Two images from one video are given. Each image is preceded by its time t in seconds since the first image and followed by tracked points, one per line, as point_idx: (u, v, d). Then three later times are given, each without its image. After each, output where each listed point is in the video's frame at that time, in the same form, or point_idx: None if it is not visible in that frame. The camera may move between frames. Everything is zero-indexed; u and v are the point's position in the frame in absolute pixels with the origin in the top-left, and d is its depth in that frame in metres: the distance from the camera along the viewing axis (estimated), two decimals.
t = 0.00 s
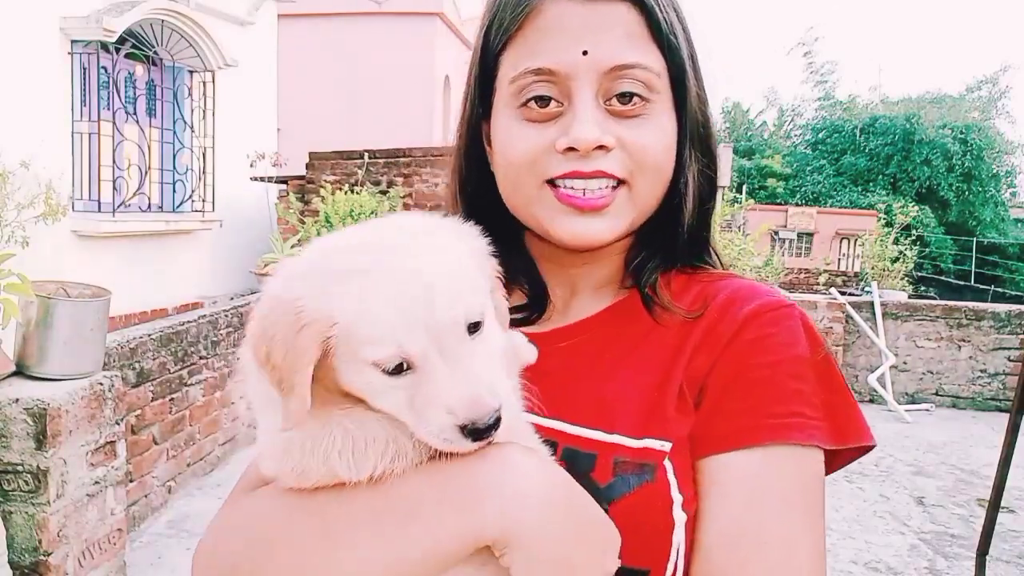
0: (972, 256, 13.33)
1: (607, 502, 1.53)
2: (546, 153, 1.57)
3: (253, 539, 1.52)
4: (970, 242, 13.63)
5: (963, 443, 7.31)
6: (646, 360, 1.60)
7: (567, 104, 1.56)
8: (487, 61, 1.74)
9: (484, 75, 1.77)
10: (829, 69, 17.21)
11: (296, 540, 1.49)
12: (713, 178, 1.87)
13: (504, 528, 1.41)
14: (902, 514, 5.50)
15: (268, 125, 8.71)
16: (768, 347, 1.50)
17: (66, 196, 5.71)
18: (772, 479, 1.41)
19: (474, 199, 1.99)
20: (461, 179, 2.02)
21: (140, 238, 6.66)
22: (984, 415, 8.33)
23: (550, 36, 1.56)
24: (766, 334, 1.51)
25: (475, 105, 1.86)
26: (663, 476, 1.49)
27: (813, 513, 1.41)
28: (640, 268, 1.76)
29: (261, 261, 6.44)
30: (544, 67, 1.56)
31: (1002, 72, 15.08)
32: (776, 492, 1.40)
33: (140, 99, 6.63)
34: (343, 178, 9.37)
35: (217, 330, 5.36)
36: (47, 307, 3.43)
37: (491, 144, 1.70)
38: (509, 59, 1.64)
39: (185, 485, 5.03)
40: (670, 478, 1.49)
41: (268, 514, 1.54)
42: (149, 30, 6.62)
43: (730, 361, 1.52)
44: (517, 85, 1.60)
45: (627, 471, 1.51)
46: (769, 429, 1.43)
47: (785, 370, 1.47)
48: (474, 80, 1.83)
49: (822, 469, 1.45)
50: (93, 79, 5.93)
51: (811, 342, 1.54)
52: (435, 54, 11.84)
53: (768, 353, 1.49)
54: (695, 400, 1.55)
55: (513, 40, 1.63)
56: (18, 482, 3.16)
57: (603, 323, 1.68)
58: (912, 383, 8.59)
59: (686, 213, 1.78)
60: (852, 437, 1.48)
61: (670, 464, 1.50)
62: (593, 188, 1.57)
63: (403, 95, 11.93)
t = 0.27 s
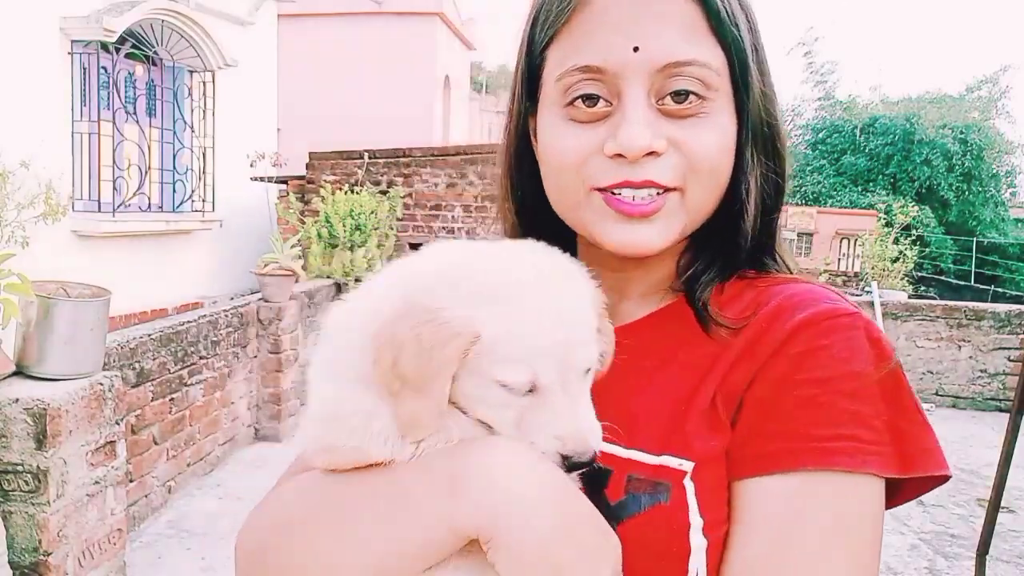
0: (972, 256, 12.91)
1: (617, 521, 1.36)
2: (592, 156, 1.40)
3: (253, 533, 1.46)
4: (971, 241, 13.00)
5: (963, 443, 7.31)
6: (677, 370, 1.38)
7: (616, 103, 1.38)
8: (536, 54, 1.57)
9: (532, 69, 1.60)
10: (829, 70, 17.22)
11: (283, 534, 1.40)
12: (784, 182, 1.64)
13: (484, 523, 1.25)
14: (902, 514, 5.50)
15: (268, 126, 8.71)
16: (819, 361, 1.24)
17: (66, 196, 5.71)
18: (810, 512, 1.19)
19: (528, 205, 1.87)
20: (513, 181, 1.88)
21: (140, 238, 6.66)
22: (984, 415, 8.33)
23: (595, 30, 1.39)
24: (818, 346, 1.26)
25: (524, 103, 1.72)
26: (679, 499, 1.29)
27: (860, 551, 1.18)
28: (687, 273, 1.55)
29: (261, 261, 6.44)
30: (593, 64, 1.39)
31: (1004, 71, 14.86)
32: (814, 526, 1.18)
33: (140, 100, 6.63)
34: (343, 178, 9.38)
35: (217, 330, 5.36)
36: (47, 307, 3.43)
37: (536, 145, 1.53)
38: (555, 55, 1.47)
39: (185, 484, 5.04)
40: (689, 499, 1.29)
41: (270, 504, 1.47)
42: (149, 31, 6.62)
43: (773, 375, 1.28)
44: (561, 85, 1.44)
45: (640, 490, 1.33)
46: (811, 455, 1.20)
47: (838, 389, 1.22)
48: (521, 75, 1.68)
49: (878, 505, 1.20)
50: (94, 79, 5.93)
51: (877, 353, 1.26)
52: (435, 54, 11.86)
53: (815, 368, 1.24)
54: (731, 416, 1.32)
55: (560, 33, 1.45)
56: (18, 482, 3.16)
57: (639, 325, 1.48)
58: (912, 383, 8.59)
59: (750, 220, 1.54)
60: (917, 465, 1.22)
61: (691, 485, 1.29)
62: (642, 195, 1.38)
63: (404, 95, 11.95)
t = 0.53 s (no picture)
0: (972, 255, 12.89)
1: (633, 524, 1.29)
2: (616, 176, 1.35)
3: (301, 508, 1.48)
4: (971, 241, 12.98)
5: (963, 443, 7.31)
6: (705, 380, 1.35)
7: (639, 120, 1.32)
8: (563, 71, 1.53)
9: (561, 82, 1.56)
10: (829, 69, 17.22)
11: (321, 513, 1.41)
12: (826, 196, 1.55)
13: (500, 520, 1.21)
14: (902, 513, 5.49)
15: (268, 126, 8.71)
16: (841, 359, 1.17)
17: (66, 196, 5.71)
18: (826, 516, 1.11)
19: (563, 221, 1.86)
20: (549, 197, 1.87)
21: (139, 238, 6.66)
22: (984, 415, 8.32)
23: (617, 45, 1.33)
24: (841, 344, 1.19)
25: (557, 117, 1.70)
26: (695, 500, 1.24)
27: (883, 560, 1.08)
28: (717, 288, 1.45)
29: (261, 261, 6.43)
30: (615, 81, 1.33)
31: (1004, 71, 14.82)
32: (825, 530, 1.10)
33: (140, 100, 6.62)
34: (343, 178, 9.37)
35: (218, 330, 5.35)
36: (47, 307, 3.43)
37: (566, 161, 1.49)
38: (579, 71, 1.42)
39: (185, 484, 5.03)
40: (706, 501, 1.23)
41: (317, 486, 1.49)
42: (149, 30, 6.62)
43: (792, 375, 1.22)
44: (584, 102, 1.39)
45: (660, 492, 1.29)
46: (825, 455, 1.13)
47: (859, 387, 1.14)
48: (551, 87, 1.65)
49: (910, 508, 1.11)
50: (93, 79, 5.93)
51: (907, 351, 1.17)
52: (435, 55, 11.86)
53: (833, 366, 1.18)
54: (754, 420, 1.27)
55: (584, 48, 1.40)
56: (18, 482, 3.16)
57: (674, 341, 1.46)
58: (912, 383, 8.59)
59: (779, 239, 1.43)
60: (946, 470, 1.12)
61: (709, 487, 1.24)
62: (668, 218, 1.33)
63: (404, 95, 11.95)
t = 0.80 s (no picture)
0: (972, 255, 12.92)
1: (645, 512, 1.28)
2: (615, 184, 1.36)
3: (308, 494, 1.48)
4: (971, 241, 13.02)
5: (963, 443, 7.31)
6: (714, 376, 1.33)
7: (636, 127, 1.33)
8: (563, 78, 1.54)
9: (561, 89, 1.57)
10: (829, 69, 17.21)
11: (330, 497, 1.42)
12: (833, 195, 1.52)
13: (496, 488, 1.21)
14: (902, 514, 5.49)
15: (268, 126, 8.71)
16: (855, 348, 1.15)
17: (66, 196, 5.70)
18: (848, 504, 1.09)
19: (571, 223, 1.85)
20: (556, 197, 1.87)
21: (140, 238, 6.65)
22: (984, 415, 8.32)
23: (609, 54, 1.33)
24: (855, 332, 1.17)
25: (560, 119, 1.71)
26: (710, 490, 1.21)
27: (908, 545, 1.06)
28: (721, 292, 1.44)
29: (261, 261, 6.42)
30: (609, 89, 1.33)
31: (1004, 71, 14.79)
32: (849, 517, 1.08)
33: (140, 100, 6.62)
34: (343, 178, 9.36)
35: (218, 330, 5.35)
36: (47, 307, 3.43)
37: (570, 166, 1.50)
38: (577, 77, 1.42)
39: (185, 484, 5.03)
40: (718, 492, 1.20)
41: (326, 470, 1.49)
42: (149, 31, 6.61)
43: (805, 365, 1.19)
44: (582, 109, 1.40)
45: (672, 482, 1.27)
46: (845, 444, 1.10)
47: (876, 375, 1.12)
48: (554, 93, 1.65)
49: (933, 498, 1.08)
50: (93, 79, 5.93)
51: (921, 336, 1.15)
52: (435, 55, 11.86)
53: (847, 354, 1.16)
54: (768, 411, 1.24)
55: (581, 55, 1.40)
56: (18, 482, 3.16)
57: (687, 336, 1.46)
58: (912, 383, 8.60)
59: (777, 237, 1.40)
60: (969, 453, 1.09)
61: (722, 478, 1.21)
62: (666, 222, 1.34)
63: (404, 95, 11.95)
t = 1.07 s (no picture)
0: (972, 255, 12.98)
1: (654, 498, 1.27)
2: (606, 184, 1.36)
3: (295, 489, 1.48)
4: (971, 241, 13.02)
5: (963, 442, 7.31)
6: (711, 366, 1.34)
7: (629, 132, 1.33)
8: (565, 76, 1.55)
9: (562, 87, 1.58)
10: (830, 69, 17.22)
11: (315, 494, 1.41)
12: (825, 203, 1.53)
13: (482, 486, 1.20)
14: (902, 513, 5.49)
15: (268, 126, 8.71)
16: (852, 332, 1.19)
17: (66, 196, 5.70)
18: (856, 482, 1.11)
19: (570, 226, 1.86)
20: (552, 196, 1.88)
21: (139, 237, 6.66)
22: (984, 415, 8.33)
23: (608, 56, 1.34)
24: (849, 317, 1.21)
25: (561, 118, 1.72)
26: (717, 474, 1.22)
27: (912, 520, 1.09)
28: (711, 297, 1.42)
29: (261, 261, 6.42)
30: (606, 93, 1.34)
31: (1004, 71, 14.77)
32: (858, 494, 1.10)
33: (140, 100, 6.63)
34: (343, 178, 9.36)
35: (218, 330, 5.35)
36: (47, 307, 3.43)
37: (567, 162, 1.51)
38: (578, 76, 1.42)
39: (185, 485, 5.03)
40: (727, 475, 1.22)
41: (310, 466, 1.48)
42: (149, 30, 6.62)
43: (805, 351, 1.22)
44: (579, 108, 1.40)
45: (676, 468, 1.26)
46: (849, 425, 1.13)
47: (874, 357, 1.16)
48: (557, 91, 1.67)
49: (929, 474, 1.12)
50: (93, 79, 5.93)
51: (911, 318, 1.20)
52: (435, 55, 11.85)
53: (845, 338, 1.19)
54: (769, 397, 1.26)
55: (582, 56, 1.40)
56: (18, 482, 3.16)
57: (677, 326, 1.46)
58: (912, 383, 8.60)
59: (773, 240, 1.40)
60: (962, 427, 1.13)
61: (728, 461, 1.22)
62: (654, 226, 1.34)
63: (404, 95, 11.95)
